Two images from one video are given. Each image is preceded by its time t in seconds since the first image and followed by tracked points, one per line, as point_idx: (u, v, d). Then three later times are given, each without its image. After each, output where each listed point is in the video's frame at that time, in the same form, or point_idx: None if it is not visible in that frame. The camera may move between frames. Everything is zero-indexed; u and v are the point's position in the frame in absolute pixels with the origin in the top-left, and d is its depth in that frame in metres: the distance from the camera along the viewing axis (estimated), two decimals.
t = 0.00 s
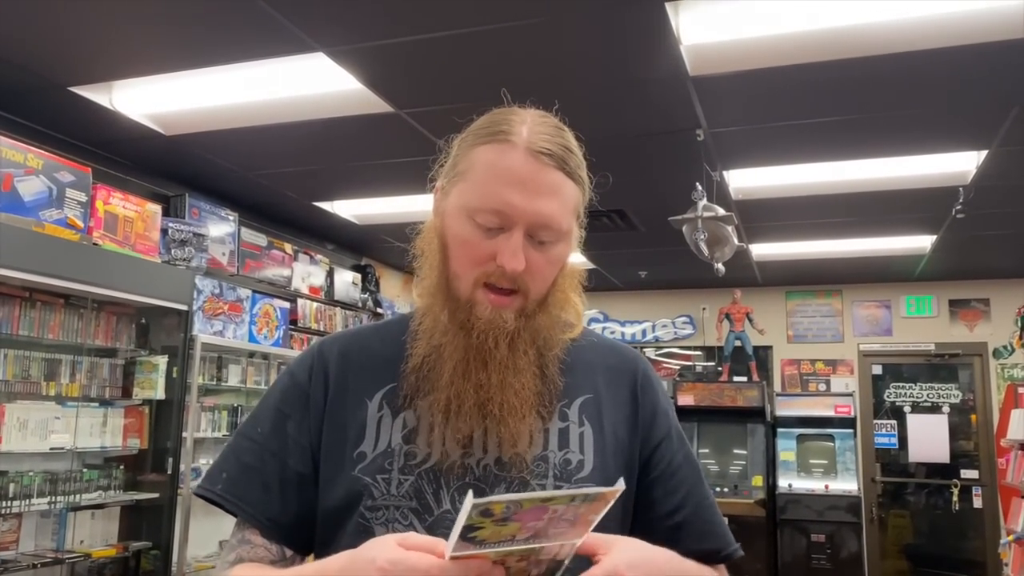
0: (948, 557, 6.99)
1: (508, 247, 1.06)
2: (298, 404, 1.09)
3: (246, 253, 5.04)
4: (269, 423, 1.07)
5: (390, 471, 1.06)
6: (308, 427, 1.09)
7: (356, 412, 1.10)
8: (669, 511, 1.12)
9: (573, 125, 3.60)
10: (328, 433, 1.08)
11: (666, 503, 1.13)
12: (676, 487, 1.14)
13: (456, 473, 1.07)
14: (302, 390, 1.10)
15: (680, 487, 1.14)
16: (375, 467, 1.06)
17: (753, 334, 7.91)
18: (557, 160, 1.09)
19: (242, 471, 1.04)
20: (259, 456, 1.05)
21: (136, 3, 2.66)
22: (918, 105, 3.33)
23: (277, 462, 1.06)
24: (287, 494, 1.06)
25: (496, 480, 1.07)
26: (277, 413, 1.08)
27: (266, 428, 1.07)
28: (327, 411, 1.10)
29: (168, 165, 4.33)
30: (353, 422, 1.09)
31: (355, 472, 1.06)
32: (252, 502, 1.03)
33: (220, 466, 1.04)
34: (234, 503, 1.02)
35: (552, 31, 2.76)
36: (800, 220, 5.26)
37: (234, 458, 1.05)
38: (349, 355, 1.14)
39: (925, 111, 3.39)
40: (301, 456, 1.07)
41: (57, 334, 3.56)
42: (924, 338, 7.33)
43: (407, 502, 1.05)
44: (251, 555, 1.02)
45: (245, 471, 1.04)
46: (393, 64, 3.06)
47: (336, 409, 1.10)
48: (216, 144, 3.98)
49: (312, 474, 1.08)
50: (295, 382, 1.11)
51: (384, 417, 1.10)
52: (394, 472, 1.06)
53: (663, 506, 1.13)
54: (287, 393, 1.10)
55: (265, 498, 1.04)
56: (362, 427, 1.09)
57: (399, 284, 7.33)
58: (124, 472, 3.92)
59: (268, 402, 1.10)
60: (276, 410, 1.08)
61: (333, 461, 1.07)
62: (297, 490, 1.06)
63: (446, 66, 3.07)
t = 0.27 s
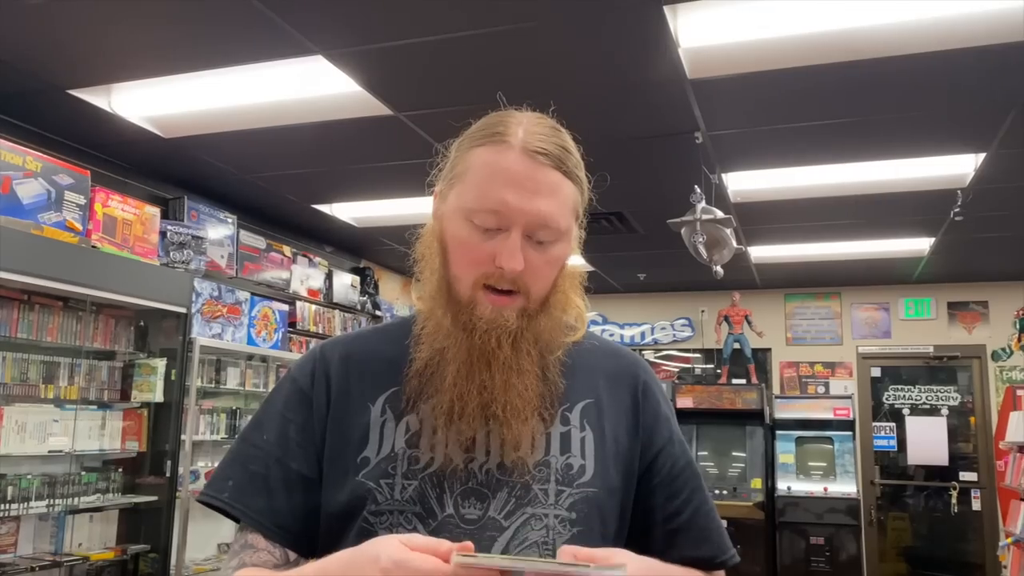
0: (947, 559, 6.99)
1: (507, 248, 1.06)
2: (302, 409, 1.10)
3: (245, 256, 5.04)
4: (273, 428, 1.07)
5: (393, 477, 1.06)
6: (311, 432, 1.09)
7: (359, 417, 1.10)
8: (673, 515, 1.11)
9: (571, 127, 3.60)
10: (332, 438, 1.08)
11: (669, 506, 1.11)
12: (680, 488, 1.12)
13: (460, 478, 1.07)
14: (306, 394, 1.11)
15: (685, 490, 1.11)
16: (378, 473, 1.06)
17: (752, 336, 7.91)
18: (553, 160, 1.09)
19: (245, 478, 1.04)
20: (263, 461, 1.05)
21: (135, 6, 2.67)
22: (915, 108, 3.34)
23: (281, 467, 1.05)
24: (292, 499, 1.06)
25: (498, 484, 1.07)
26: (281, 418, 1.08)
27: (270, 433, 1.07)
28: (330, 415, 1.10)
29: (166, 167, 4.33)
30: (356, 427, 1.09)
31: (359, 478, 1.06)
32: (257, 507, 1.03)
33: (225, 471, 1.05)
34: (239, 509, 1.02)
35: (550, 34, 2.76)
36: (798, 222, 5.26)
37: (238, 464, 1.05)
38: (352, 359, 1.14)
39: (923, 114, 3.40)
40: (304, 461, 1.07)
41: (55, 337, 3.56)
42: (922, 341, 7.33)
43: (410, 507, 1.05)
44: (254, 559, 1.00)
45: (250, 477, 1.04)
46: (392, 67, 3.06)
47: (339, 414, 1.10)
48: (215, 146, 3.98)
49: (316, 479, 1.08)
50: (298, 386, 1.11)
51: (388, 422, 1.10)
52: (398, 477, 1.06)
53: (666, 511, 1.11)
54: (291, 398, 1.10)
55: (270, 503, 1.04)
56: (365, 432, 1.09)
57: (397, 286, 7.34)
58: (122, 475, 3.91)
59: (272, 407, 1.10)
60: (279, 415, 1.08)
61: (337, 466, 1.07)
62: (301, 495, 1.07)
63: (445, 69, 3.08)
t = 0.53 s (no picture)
0: (945, 561, 6.99)
1: (507, 249, 1.07)
2: (304, 405, 1.08)
3: (242, 258, 5.04)
4: (273, 425, 1.06)
5: (397, 476, 1.06)
6: (313, 429, 1.08)
7: (362, 415, 1.09)
8: (673, 514, 1.11)
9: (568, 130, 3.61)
10: (333, 436, 1.07)
11: (669, 505, 1.12)
12: (679, 488, 1.12)
13: (464, 479, 1.07)
14: (306, 390, 1.09)
15: (684, 489, 1.12)
16: (381, 473, 1.06)
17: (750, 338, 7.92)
18: (552, 160, 1.09)
19: (246, 476, 1.02)
20: (263, 457, 1.03)
21: (132, 9, 2.67)
22: (910, 110, 3.34)
23: (281, 464, 1.04)
24: (291, 496, 1.04)
25: (501, 485, 1.07)
26: (281, 415, 1.06)
27: (270, 430, 1.05)
28: (332, 413, 1.08)
29: (164, 169, 4.33)
30: (358, 426, 1.08)
31: (361, 477, 1.05)
32: (257, 505, 1.01)
33: (225, 468, 1.03)
34: (239, 506, 1.00)
35: (547, 36, 2.77)
36: (796, 224, 5.27)
37: (238, 460, 1.03)
38: (354, 356, 1.13)
39: (918, 117, 3.41)
40: (305, 458, 1.06)
41: (53, 339, 3.56)
42: (920, 342, 7.34)
43: (415, 508, 1.04)
44: (248, 553, 0.98)
45: (249, 474, 1.02)
46: (390, 68, 3.06)
47: (341, 412, 1.09)
48: (212, 148, 3.98)
49: (317, 477, 1.07)
50: (299, 382, 1.09)
51: (390, 420, 1.09)
52: (401, 478, 1.06)
53: (667, 510, 1.12)
54: (292, 393, 1.08)
55: (270, 500, 1.02)
56: (368, 430, 1.08)
57: (396, 288, 7.34)
58: (120, 477, 3.92)
59: (272, 403, 1.08)
60: (280, 411, 1.07)
61: (338, 464, 1.06)
62: (302, 493, 1.05)
63: (442, 71, 3.08)
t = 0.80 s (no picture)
0: (942, 561, 7.01)
1: (480, 243, 1.06)
2: (312, 394, 1.07)
3: (239, 259, 5.04)
4: (279, 411, 1.04)
5: (402, 471, 1.05)
6: (319, 418, 1.07)
7: (368, 408, 1.09)
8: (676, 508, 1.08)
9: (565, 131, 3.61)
10: (339, 428, 1.07)
11: (674, 499, 1.08)
12: (682, 481, 1.09)
13: (468, 474, 1.06)
14: (315, 380, 1.09)
15: (687, 483, 1.09)
16: (386, 467, 1.05)
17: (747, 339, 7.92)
18: (511, 147, 1.08)
19: (251, 458, 0.99)
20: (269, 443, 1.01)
21: (129, 10, 2.67)
22: (905, 112, 3.35)
23: (287, 450, 1.01)
24: (294, 484, 1.01)
25: (506, 482, 1.06)
26: (287, 402, 1.05)
27: (276, 416, 1.03)
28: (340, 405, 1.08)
29: (161, 170, 4.32)
30: (365, 419, 1.08)
31: (365, 471, 1.04)
32: (262, 489, 0.98)
33: (230, 453, 1.00)
34: (244, 489, 0.97)
35: (544, 37, 2.77)
36: (793, 225, 5.28)
37: (243, 445, 1.00)
38: (362, 349, 1.13)
39: (914, 118, 3.42)
40: (310, 448, 1.04)
41: (49, 341, 3.55)
42: (917, 343, 7.35)
43: (420, 503, 1.03)
44: (238, 530, 0.95)
45: (254, 458, 0.99)
46: (387, 69, 3.06)
47: (348, 404, 1.08)
48: (209, 149, 3.98)
49: (321, 468, 1.05)
50: (308, 371, 1.09)
51: (396, 415, 1.09)
52: (407, 472, 1.05)
53: (671, 504, 1.08)
54: (300, 382, 1.08)
55: (274, 484, 0.99)
56: (374, 424, 1.08)
57: (393, 289, 7.34)
58: (116, 479, 3.91)
59: (279, 390, 1.07)
60: (287, 399, 1.05)
61: (344, 458, 1.05)
62: (305, 483, 1.03)
63: (439, 73, 3.08)
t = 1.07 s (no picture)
0: (938, 562, 7.02)
1: (474, 225, 1.06)
2: (319, 398, 1.07)
3: (236, 259, 5.04)
4: (287, 417, 1.03)
5: (408, 473, 1.04)
6: (327, 422, 1.06)
7: (375, 411, 1.08)
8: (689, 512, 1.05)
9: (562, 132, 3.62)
10: (347, 432, 1.06)
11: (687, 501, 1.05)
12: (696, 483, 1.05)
13: (476, 476, 1.04)
14: (322, 384, 1.08)
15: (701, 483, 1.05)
16: (393, 469, 1.04)
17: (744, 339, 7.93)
18: (500, 130, 1.09)
19: (261, 467, 0.98)
20: (277, 450, 1.00)
21: (126, 11, 2.67)
22: (900, 114, 3.36)
23: (296, 456, 1.01)
24: (304, 491, 1.01)
25: (513, 483, 1.04)
26: (295, 406, 1.04)
27: (284, 422, 1.03)
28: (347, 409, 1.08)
29: (157, 171, 4.32)
30: (371, 422, 1.07)
31: (373, 474, 1.04)
32: (272, 497, 0.98)
33: (238, 461, 0.99)
34: (255, 499, 0.96)
35: (542, 39, 2.77)
36: (789, 227, 5.29)
37: (251, 452, 0.99)
38: (366, 351, 1.13)
39: (910, 120, 3.42)
40: (319, 453, 1.04)
41: (45, 341, 3.55)
42: (913, 344, 7.37)
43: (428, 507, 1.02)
44: (257, 547, 0.94)
45: (264, 467, 0.99)
46: (385, 71, 3.06)
47: (355, 408, 1.08)
48: (206, 150, 3.98)
49: (330, 471, 1.05)
50: (314, 375, 1.09)
51: (402, 416, 1.08)
52: (413, 474, 1.03)
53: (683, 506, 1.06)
54: (306, 385, 1.07)
55: (285, 492, 0.99)
56: (380, 426, 1.07)
57: (390, 290, 7.34)
58: (113, 479, 3.91)
59: (284, 394, 1.06)
60: (294, 403, 1.05)
61: (352, 461, 1.05)
62: (315, 488, 1.03)
63: (436, 74, 3.08)
